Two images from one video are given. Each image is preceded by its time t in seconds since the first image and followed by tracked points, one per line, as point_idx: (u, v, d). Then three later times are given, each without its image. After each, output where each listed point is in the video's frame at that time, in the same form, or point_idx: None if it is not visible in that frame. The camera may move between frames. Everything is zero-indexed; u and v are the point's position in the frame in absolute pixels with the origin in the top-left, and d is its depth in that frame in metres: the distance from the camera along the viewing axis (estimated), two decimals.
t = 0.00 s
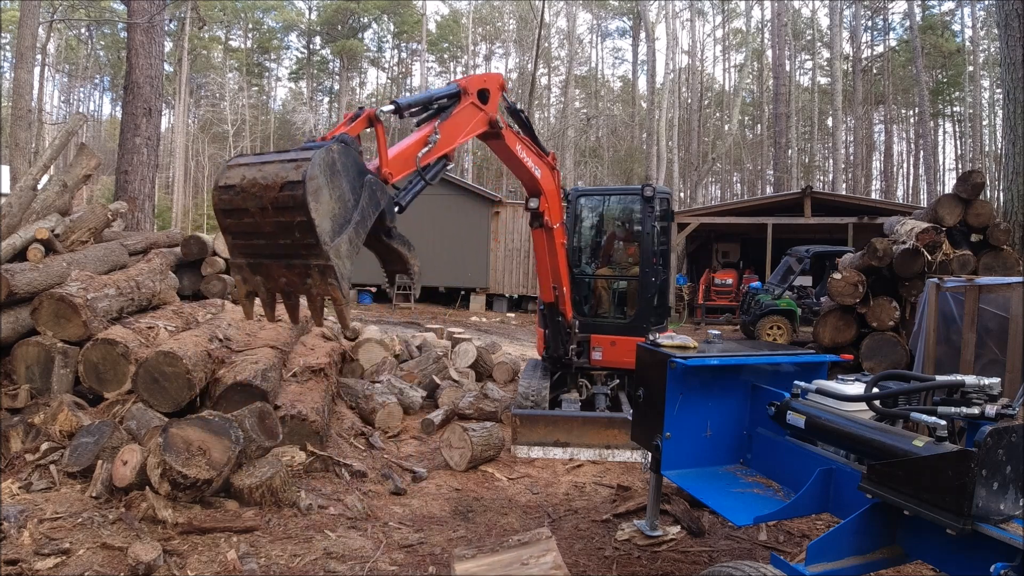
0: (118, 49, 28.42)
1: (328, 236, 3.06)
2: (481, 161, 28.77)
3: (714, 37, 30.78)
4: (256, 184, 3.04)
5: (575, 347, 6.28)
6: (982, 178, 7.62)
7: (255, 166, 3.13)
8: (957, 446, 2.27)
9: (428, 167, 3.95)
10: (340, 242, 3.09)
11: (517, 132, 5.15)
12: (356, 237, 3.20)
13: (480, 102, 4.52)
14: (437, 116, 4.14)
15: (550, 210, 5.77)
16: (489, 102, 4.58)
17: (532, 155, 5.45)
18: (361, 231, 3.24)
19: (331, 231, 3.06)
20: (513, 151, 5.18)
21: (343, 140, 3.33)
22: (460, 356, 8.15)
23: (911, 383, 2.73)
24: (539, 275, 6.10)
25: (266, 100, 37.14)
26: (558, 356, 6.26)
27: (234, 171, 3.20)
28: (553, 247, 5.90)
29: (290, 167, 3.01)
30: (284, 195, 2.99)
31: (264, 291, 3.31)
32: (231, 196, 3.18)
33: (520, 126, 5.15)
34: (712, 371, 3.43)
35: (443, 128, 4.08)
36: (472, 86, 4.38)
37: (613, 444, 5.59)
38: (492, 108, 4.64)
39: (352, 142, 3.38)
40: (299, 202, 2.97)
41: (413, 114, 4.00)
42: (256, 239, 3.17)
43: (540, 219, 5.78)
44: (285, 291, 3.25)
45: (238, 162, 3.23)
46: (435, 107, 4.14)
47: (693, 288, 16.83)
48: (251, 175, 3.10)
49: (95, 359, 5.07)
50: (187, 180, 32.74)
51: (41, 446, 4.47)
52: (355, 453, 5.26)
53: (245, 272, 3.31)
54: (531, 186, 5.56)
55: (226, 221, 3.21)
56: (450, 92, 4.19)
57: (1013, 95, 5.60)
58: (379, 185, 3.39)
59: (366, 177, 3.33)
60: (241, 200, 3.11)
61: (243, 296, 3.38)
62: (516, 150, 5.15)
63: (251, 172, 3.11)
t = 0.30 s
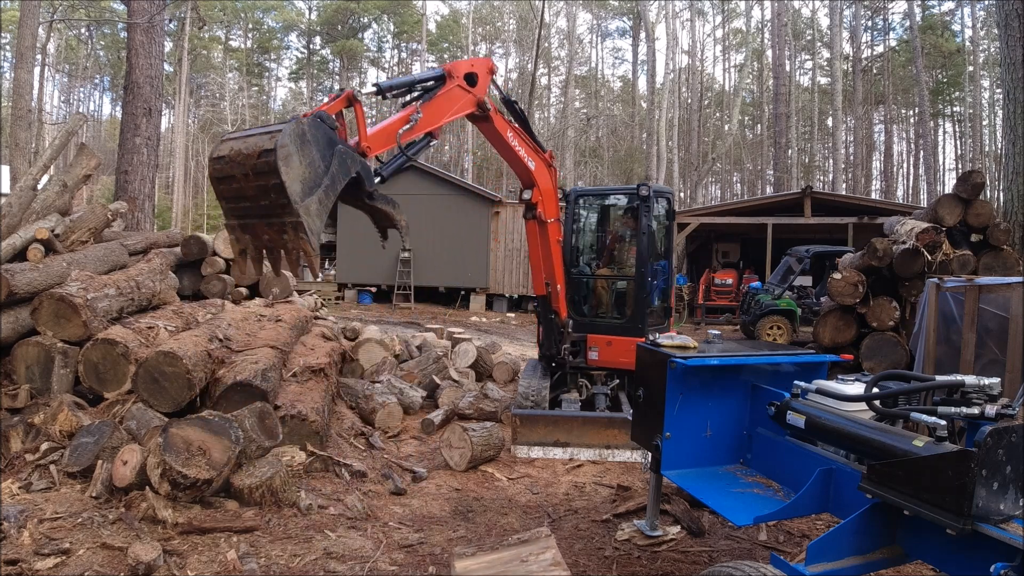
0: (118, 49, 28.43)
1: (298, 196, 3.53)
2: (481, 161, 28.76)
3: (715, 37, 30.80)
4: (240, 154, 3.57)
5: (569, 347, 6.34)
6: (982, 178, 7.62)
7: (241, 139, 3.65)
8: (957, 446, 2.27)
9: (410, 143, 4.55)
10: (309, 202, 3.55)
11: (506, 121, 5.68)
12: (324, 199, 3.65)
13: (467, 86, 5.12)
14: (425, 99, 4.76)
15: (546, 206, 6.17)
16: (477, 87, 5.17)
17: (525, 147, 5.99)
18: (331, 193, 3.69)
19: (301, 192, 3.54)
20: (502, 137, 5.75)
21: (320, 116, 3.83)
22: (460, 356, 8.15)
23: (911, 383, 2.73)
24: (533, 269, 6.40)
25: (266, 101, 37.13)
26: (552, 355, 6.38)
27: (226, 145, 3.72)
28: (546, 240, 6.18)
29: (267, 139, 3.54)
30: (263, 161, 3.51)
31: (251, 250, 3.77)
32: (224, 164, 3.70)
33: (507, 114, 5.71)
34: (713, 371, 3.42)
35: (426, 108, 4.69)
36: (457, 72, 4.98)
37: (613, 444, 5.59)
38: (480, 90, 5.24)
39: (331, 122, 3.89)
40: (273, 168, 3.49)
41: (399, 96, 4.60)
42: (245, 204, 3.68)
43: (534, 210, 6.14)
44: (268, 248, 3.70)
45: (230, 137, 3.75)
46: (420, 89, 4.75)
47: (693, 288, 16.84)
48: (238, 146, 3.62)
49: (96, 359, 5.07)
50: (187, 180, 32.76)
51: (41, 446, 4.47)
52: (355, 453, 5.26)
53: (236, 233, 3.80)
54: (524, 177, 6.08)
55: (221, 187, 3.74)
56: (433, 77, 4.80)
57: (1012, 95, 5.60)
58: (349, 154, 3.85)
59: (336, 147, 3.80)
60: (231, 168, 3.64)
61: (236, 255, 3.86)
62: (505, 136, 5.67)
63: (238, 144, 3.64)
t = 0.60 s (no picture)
0: (118, 49, 28.44)
1: (281, 165, 4.11)
2: (481, 161, 28.75)
3: (715, 37, 30.81)
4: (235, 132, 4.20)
5: (563, 346, 6.37)
6: (982, 178, 7.63)
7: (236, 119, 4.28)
8: (957, 446, 2.27)
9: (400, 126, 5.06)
10: (290, 170, 4.14)
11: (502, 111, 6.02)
12: (304, 168, 4.25)
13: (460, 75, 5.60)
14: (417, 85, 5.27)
15: (543, 202, 6.30)
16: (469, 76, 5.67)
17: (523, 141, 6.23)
18: (311, 165, 4.28)
19: (283, 162, 4.12)
20: (496, 124, 6.04)
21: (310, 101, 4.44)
22: (460, 356, 8.15)
23: (911, 383, 2.73)
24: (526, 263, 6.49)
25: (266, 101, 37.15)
26: (543, 352, 6.41)
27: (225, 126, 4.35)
28: (540, 234, 6.28)
29: (256, 119, 4.15)
30: (252, 137, 4.13)
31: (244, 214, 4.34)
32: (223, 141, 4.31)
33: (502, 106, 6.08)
34: (713, 371, 3.42)
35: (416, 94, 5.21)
36: (449, 62, 5.44)
37: (613, 444, 5.59)
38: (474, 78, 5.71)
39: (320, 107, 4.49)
40: (260, 142, 4.10)
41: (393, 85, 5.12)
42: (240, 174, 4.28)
43: (529, 205, 6.28)
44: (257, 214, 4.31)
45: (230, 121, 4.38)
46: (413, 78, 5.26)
47: (694, 288, 16.84)
48: (234, 126, 4.26)
49: (95, 359, 5.06)
50: (187, 180, 32.80)
51: (41, 446, 4.47)
52: (355, 453, 5.26)
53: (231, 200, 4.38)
54: (522, 172, 6.31)
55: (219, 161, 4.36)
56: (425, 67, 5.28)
57: (1012, 95, 5.60)
58: (330, 132, 4.42)
59: (318, 125, 4.38)
60: (227, 144, 4.26)
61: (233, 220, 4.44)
62: (499, 126, 5.97)
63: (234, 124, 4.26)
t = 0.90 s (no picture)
0: (118, 49, 28.47)
1: (276, 148, 4.33)
2: (481, 161, 28.76)
3: (714, 37, 30.82)
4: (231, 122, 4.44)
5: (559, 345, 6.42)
6: (982, 178, 7.63)
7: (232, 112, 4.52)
8: (958, 446, 2.27)
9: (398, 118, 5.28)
10: (285, 153, 4.35)
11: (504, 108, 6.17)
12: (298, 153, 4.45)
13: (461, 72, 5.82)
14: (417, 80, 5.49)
15: (542, 202, 6.46)
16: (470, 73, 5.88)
17: (524, 139, 6.31)
18: (305, 149, 4.49)
19: (279, 146, 4.35)
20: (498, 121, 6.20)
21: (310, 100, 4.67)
22: (460, 356, 8.15)
23: (912, 383, 2.72)
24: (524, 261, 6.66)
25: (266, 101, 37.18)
26: (533, 350, 6.53)
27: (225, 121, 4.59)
28: (536, 234, 6.44)
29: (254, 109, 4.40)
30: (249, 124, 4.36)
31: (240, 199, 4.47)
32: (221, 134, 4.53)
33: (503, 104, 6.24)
34: (712, 371, 3.43)
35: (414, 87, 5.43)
36: (449, 60, 5.66)
37: (613, 444, 5.59)
38: (476, 74, 5.92)
39: (319, 101, 4.72)
40: (256, 129, 4.32)
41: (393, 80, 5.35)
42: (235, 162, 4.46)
43: (529, 202, 6.43)
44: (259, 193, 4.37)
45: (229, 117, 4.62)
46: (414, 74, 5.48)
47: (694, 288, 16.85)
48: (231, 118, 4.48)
49: (95, 359, 5.06)
50: (187, 180, 32.85)
51: (41, 446, 4.47)
52: (355, 453, 5.26)
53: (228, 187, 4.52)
54: (522, 170, 6.41)
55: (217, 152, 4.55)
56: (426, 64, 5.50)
57: (1012, 95, 5.60)
58: (323, 121, 4.65)
59: (311, 115, 4.59)
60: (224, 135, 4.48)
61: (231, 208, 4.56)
62: (500, 123, 6.12)
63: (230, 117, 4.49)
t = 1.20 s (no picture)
0: (119, 50, 28.50)
1: (273, 163, 4.72)
2: (481, 161, 28.71)
3: (715, 38, 30.83)
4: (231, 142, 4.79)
5: (556, 344, 6.45)
6: (982, 178, 7.63)
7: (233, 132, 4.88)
8: (958, 446, 2.27)
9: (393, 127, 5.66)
10: (281, 166, 4.74)
11: (500, 111, 6.44)
12: (292, 166, 4.83)
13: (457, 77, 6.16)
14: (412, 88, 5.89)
15: (538, 201, 6.53)
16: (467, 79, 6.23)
17: (522, 141, 6.47)
18: (299, 163, 4.87)
19: (276, 160, 4.74)
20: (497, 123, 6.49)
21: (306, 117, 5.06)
22: (460, 356, 8.15)
23: (912, 383, 2.72)
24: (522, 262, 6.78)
25: (266, 101, 37.20)
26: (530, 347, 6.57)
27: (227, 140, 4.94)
28: (532, 234, 6.55)
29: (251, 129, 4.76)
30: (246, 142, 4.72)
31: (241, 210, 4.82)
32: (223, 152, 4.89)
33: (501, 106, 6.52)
34: (712, 371, 3.42)
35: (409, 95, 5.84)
36: (444, 69, 6.01)
37: (613, 444, 5.59)
38: (473, 78, 6.25)
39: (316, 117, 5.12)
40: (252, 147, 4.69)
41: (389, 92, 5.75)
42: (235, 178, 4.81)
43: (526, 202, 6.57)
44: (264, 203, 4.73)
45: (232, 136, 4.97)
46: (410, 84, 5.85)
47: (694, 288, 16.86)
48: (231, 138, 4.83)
49: (96, 359, 5.06)
50: (187, 180, 32.88)
51: (41, 446, 4.47)
52: (355, 453, 5.26)
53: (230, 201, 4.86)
54: (521, 172, 6.58)
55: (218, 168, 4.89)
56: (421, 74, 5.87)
57: (1012, 95, 5.60)
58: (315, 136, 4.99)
59: (304, 131, 4.93)
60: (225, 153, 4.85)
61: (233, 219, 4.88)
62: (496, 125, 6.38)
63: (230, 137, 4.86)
